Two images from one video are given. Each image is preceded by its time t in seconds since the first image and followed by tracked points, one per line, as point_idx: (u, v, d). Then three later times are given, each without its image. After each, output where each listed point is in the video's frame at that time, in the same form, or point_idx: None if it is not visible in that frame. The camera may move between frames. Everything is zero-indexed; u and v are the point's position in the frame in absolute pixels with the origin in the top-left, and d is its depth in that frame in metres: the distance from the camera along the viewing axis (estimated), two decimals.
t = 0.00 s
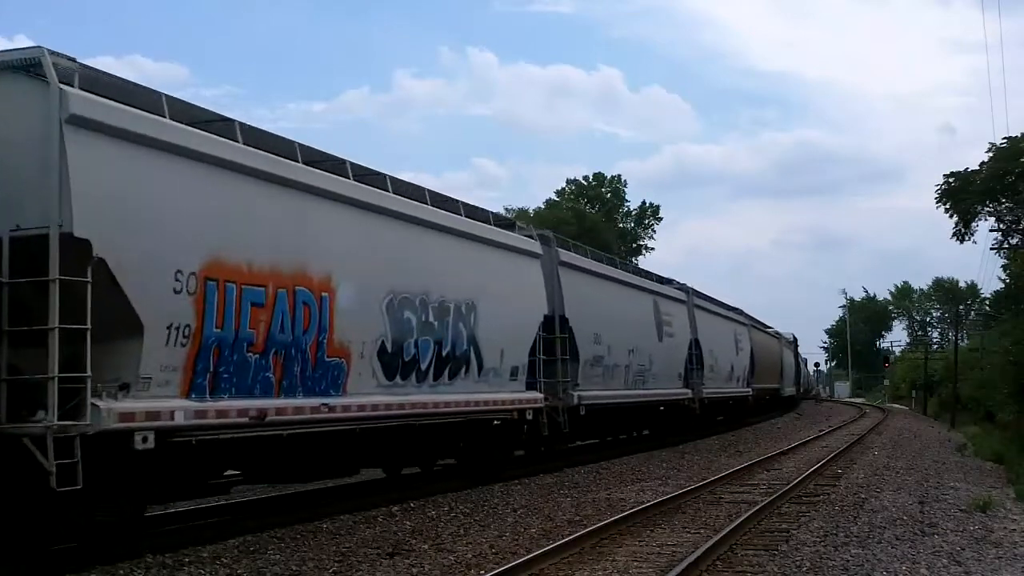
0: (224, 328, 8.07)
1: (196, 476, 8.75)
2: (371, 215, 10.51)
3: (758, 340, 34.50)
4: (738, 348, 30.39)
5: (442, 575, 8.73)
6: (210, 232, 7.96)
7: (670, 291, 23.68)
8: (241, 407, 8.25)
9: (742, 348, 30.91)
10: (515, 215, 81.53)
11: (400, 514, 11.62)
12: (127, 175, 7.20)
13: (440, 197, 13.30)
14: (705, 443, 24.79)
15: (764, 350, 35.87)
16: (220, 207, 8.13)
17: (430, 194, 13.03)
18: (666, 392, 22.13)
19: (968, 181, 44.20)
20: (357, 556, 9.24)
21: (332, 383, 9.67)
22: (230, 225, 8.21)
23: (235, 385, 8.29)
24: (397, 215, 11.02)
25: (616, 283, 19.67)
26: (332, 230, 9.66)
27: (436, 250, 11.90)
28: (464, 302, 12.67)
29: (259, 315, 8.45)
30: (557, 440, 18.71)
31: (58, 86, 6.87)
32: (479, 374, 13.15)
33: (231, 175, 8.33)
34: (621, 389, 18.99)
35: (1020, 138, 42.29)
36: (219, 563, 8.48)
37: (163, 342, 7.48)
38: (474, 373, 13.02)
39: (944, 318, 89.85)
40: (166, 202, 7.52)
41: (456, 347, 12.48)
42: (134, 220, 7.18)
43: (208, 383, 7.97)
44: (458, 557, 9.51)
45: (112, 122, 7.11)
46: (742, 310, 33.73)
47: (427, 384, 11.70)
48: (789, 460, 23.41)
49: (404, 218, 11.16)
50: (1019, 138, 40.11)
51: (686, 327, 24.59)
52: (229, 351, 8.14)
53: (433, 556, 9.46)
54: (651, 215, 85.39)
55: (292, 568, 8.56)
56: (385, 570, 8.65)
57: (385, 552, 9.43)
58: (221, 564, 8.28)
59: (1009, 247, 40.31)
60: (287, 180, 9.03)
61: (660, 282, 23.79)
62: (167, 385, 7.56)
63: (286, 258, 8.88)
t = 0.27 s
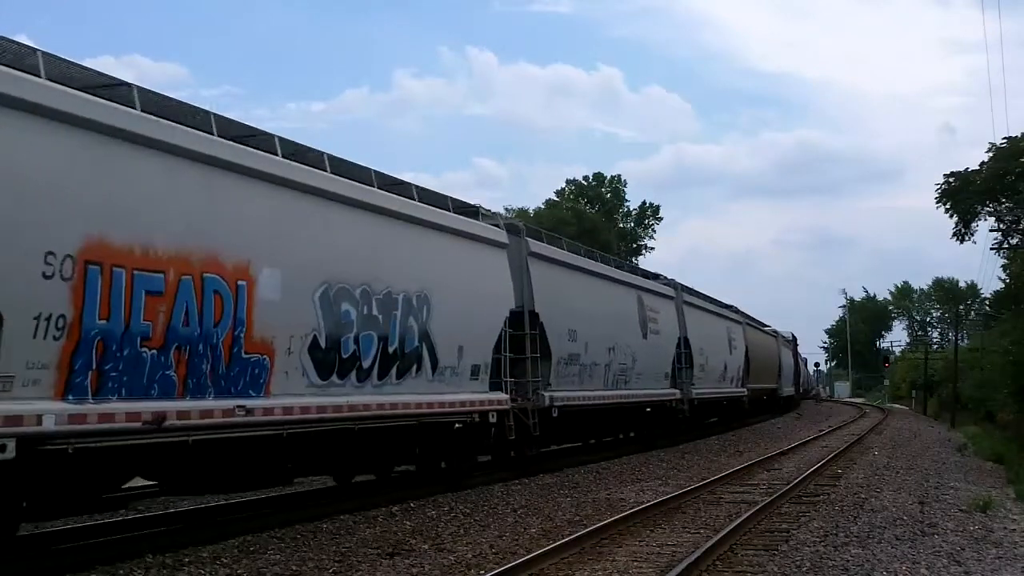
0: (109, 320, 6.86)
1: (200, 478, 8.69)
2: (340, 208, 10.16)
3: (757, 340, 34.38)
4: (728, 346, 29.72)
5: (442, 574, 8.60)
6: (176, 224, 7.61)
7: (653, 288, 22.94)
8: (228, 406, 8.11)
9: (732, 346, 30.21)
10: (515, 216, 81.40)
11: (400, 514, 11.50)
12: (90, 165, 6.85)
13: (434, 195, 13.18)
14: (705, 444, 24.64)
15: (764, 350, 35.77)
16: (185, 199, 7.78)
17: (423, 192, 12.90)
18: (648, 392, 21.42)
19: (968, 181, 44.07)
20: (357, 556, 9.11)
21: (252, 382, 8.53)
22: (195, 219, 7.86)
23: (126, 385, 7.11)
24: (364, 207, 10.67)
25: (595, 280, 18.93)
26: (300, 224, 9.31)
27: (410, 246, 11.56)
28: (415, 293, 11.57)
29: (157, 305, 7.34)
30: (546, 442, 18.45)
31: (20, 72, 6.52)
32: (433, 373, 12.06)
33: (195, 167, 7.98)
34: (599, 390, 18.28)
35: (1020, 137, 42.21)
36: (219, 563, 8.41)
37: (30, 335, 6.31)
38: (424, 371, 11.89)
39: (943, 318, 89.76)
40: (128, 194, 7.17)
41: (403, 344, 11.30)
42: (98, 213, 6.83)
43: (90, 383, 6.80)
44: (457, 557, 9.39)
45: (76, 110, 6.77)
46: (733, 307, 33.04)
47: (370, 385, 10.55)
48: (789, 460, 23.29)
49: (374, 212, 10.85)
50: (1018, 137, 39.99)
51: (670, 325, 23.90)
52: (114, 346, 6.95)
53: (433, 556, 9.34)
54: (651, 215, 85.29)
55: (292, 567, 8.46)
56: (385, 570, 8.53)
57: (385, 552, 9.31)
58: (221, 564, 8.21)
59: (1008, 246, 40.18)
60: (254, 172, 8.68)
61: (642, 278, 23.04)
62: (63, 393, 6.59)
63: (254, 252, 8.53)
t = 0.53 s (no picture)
0: None
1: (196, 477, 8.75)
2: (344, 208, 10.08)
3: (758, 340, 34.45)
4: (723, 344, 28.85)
5: (441, 574, 8.70)
6: (179, 223, 7.55)
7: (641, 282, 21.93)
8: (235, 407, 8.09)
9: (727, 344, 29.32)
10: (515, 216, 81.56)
11: (400, 514, 11.56)
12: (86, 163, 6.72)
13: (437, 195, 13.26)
14: (706, 444, 24.72)
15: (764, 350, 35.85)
16: (183, 197, 7.65)
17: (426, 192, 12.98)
18: (635, 392, 20.41)
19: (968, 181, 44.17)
20: (358, 556, 9.21)
21: (149, 385, 7.22)
22: (195, 217, 7.73)
23: None
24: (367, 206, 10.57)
25: (577, 273, 17.92)
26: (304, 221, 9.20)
27: (414, 245, 11.47)
28: (357, 281, 10.06)
29: (24, 292, 6.14)
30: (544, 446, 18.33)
31: (11, 71, 6.41)
32: (378, 373, 10.48)
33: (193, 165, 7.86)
34: (579, 390, 17.23)
35: (1020, 137, 42.31)
36: (219, 563, 8.50)
37: None
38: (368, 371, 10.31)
39: (943, 317, 89.90)
40: (126, 190, 7.04)
41: (343, 340, 9.82)
42: (95, 209, 6.70)
43: None
44: (457, 557, 9.48)
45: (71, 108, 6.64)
46: (728, 303, 32.14)
47: (298, 387, 9.04)
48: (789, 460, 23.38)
49: (377, 211, 10.76)
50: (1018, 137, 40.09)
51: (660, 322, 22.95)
52: None
53: (433, 556, 9.43)
54: (651, 215, 85.46)
55: (292, 567, 8.55)
56: (384, 570, 8.62)
57: (385, 552, 9.41)
58: (221, 564, 8.30)
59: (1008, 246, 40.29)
60: (253, 170, 8.54)
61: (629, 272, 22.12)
62: None
63: (255, 249, 8.41)
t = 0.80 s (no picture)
0: None
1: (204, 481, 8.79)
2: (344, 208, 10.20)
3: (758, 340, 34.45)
4: (717, 342, 27.61)
5: (442, 574, 8.71)
6: (178, 223, 7.63)
7: (625, 275, 20.55)
8: (245, 408, 8.22)
9: (721, 342, 28.14)
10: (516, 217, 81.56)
11: (400, 514, 11.56)
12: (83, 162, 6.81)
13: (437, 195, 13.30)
14: (706, 444, 24.73)
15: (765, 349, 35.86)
16: (182, 197, 7.74)
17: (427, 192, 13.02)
18: (619, 392, 19.04)
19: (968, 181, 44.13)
20: (357, 556, 9.22)
21: (15, 385, 6.16)
22: (193, 215, 7.81)
23: None
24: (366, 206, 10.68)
25: (555, 266, 16.51)
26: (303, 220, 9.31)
27: (414, 244, 11.60)
28: (283, 271, 8.89)
29: None
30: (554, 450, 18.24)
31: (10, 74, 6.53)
32: (310, 374, 9.24)
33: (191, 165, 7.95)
34: (554, 390, 15.79)
35: (1020, 137, 42.27)
36: (219, 563, 8.52)
37: None
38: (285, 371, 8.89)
39: (944, 317, 89.89)
40: (124, 189, 7.15)
41: (267, 336, 8.64)
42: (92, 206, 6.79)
43: None
44: (457, 557, 9.49)
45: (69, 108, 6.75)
46: (723, 299, 30.95)
47: (209, 388, 7.88)
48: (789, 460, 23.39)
49: (377, 210, 10.88)
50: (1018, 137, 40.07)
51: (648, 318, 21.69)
52: None
53: (434, 555, 9.44)
54: (651, 216, 85.45)
55: (292, 567, 8.57)
56: (385, 570, 8.63)
57: (385, 552, 9.42)
58: (221, 564, 8.33)
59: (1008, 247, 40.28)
60: (252, 171, 8.64)
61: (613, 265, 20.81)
62: None
63: (255, 248, 8.49)
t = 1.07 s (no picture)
0: None
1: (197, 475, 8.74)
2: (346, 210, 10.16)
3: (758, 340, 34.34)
4: (705, 340, 26.45)
5: (441, 575, 8.61)
6: (185, 226, 7.59)
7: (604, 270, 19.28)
8: (251, 406, 8.19)
9: (710, 342, 27.02)
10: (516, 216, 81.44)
11: (400, 514, 11.47)
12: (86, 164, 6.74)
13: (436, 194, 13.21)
14: (705, 444, 24.63)
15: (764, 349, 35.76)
16: (184, 197, 7.65)
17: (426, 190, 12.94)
18: (595, 393, 17.78)
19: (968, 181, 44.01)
20: (357, 556, 9.12)
21: None
22: (196, 217, 7.73)
23: None
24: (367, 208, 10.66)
25: (528, 256, 15.27)
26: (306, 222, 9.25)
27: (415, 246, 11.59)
28: (188, 256, 7.59)
29: None
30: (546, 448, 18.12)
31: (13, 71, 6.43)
32: (223, 372, 7.94)
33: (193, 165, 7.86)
34: (523, 390, 14.49)
35: (1020, 137, 42.13)
36: (219, 563, 8.40)
37: None
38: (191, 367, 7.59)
39: (944, 317, 89.79)
40: (128, 189, 7.07)
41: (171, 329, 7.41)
42: (94, 206, 6.71)
43: None
44: (458, 557, 9.40)
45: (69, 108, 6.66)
46: (714, 296, 29.82)
47: (91, 390, 6.64)
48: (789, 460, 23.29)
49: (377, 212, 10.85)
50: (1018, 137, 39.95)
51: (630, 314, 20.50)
52: None
53: (434, 556, 9.35)
54: (651, 215, 85.40)
55: (291, 568, 8.45)
56: (385, 570, 8.53)
57: (385, 552, 9.32)
58: (221, 564, 8.21)
59: (1008, 247, 40.18)
60: (260, 172, 8.62)
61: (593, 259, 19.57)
62: None
63: (258, 247, 8.42)
